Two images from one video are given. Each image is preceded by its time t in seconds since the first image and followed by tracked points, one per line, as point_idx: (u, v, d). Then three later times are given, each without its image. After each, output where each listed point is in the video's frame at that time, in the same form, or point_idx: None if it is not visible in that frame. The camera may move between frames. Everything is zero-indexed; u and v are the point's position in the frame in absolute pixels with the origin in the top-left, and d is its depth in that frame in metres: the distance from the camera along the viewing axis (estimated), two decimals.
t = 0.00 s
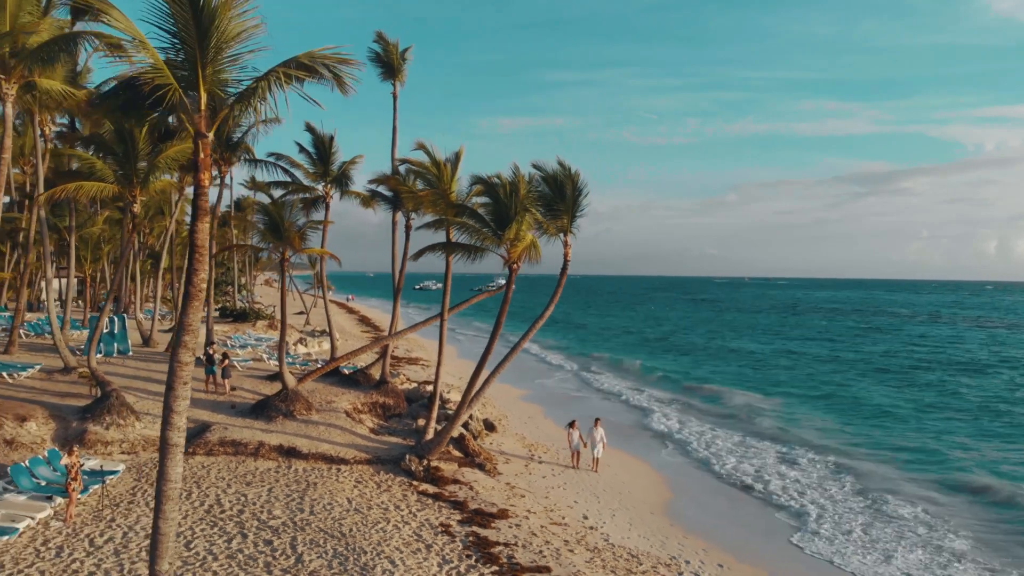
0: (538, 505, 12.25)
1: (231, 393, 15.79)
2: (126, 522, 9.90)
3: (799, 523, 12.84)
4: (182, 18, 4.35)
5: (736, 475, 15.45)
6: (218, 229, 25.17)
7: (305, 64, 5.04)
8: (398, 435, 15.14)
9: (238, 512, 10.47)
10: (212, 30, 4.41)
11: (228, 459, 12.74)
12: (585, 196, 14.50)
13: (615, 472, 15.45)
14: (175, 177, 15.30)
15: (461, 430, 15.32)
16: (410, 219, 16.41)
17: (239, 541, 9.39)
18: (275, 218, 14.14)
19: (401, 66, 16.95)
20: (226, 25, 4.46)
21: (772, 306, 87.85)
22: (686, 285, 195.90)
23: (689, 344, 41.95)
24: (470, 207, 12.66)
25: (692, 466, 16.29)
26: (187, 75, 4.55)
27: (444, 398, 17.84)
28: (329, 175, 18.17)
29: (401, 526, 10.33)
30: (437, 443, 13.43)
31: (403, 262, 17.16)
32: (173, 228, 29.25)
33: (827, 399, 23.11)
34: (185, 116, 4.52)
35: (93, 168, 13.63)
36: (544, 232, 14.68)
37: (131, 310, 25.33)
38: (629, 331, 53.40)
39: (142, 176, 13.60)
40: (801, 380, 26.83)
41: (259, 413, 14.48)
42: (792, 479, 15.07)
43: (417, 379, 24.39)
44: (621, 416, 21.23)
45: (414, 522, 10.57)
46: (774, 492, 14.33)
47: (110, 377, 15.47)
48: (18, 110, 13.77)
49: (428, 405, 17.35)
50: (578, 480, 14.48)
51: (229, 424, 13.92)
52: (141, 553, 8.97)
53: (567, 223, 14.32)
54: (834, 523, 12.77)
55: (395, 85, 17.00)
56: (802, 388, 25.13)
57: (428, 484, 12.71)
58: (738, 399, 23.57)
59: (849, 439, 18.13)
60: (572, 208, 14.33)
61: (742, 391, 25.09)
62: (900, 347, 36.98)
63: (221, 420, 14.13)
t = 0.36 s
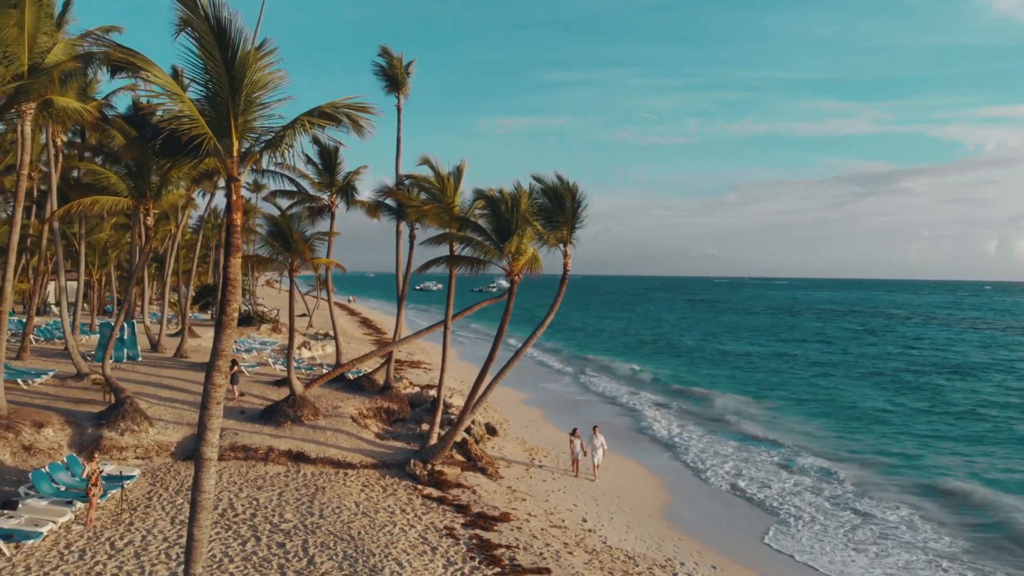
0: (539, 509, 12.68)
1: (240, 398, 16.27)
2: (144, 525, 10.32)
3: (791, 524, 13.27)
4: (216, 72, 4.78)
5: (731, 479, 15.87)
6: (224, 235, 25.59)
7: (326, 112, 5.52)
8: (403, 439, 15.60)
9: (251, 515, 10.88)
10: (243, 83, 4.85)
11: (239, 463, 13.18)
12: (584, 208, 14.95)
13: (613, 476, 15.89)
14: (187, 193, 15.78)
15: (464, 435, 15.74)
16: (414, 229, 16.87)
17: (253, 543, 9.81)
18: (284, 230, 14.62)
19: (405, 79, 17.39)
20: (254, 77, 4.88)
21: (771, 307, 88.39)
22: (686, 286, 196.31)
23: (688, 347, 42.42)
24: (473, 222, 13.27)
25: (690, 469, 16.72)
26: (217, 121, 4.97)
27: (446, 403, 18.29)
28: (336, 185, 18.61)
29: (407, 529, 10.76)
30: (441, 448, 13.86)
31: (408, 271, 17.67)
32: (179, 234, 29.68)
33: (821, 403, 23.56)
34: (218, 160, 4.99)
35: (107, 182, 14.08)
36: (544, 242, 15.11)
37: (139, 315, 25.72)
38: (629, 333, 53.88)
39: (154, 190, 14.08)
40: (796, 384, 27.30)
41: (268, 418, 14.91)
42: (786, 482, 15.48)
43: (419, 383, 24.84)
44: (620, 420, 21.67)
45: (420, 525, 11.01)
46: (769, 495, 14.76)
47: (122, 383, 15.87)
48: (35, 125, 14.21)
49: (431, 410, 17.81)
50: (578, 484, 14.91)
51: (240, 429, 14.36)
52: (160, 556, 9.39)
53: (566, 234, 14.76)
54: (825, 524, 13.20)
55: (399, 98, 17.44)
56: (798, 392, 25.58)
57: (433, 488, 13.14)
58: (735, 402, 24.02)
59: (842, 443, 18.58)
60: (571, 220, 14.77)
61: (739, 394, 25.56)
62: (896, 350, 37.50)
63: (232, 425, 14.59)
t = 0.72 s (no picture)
0: (539, 512, 13.14)
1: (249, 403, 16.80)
2: (162, 529, 10.79)
3: (784, 526, 13.73)
4: (246, 121, 5.26)
5: (726, 482, 16.33)
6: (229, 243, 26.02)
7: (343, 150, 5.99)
8: (407, 444, 16.08)
9: (264, 519, 11.34)
10: (271, 131, 5.34)
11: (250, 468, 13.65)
12: (583, 219, 15.42)
13: (611, 479, 16.36)
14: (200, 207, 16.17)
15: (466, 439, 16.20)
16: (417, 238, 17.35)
17: (267, 546, 10.28)
18: (293, 242, 15.08)
19: (409, 93, 17.84)
20: (281, 125, 5.36)
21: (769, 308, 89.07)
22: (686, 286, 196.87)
23: (686, 348, 42.92)
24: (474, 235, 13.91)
25: (687, 472, 17.19)
26: (247, 165, 5.45)
27: (449, 407, 18.78)
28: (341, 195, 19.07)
29: (413, 532, 11.23)
30: (444, 453, 14.33)
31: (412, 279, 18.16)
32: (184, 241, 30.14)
33: (815, 406, 24.04)
34: (247, 201, 5.49)
35: (122, 197, 14.49)
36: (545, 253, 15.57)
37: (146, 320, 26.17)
38: (627, 334, 54.35)
39: (168, 204, 14.46)
40: (792, 387, 27.82)
41: (276, 424, 15.40)
42: (779, 485, 15.95)
43: (421, 387, 25.32)
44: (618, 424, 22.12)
45: (425, 528, 11.48)
46: (762, 498, 15.23)
47: (135, 389, 16.30)
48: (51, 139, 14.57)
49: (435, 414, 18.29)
50: (577, 487, 15.37)
51: (250, 435, 14.86)
52: (179, 559, 9.85)
53: (565, 244, 15.23)
54: (816, 526, 13.67)
55: (403, 111, 17.90)
56: (793, 395, 26.08)
57: (437, 491, 13.61)
58: (731, 406, 24.50)
59: (835, 446, 19.08)
60: (571, 231, 15.24)
61: (735, 397, 26.04)
62: (890, 352, 38.06)
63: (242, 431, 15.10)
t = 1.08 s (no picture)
0: (539, 515, 13.54)
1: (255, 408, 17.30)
2: (176, 532, 11.19)
3: (778, 529, 14.13)
4: (268, 158, 5.68)
5: (722, 485, 16.73)
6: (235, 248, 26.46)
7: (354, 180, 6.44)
8: (411, 448, 16.49)
9: (274, 522, 11.74)
10: (292, 167, 5.77)
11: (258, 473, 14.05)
12: (582, 229, 15.79)
13: (610, 483, 16.75)
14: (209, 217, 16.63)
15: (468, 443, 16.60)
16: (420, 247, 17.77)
17: (277, 549, 10.68)
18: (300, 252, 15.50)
19: (413, 104, 18.22)
20: (300, 160, 5.79)
21: (768, 309, 89.61)
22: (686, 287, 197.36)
23: (684, 350, 43.38)
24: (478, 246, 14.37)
25: (684, 475, 17.60)
26: (268, 197, 5.88)
27: (451, 411, 19.21)
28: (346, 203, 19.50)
29: (418, 535, 11.64)
30: (447, 457, 14.72)
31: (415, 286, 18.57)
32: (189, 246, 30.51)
33: (811, 410, 24.47)
34: (269, 231, 5.93)
35: (133, 209, 14.94)
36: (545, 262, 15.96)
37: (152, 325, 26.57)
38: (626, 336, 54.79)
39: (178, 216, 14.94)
40: (788, 390, 28.26)
41: (283, 429, 15.81)
42: (774, 488, 16.36)
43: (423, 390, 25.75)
44: (617, 428, 22.53)
45: (429, 531, 11.88)
46: (756, 501, 15.63)
47: (145, 395, 16.71)
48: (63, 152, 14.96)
49: (437, 418, 18.70)
50: (576, 490, 15.77)
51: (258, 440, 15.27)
52: (193, 561, 10.25)
53: (565, 254, 15.61)
54: (809, 528, 14.07)
55: (407, 122, 18.31)
56: (789, 398, 26.54)
57: (440, 495, 14.00)
58: (728, 409, 24.93)
59: (828, 450, 19.50)
60: (571, 240, 15.61)
61: (732, 400, 26.47)
62: (885, 354, 38.55)
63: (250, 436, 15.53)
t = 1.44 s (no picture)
0: (540, 520, 13.96)
1: (263, 415, 17.77)
2: (190, 537, 11.63)
3: (772, 532, 14.57)
4: (290, 194, 6.18)
5: (718, 489, 17.16)
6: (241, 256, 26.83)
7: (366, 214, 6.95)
8: (415, 453, 16.94)
9: (285, 527, 12.18)
10: (312, 204, 6.30)
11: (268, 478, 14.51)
12: (582, 241, 16.21)
13: (609, 487, 17.17)
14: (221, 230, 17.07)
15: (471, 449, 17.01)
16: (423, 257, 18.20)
17: (288, 553, 11.12)
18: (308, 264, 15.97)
19: (416, 117, 18.66)
20: (319, 196, 6.28)
21: (766, 310, 90.13)
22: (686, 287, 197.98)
23: (683, 353, 43.84)
24: (480, 257, 14.78)
25: (681, 479, 18.02)
26: (290, 231, 6.37)
27: (454, 416, 19.67)
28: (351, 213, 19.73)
29: (423, 540, 12.06)
30: (451, 463, 15.16)
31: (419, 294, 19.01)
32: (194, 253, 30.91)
33: (806, 414, 24.92)
34: (290, 261, 6.38)
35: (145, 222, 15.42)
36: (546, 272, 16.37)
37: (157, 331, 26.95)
38: (625, 338, 55.22)
39: (190, 228, 15.41)
40: (784, 394, 28.74)
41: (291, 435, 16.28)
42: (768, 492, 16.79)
43: (426, 395, 26.22)
44: (616, 432, 22.99)
45: (434, 536, 12.30)
46: (751, 505, 16.06)
47: (156, 402, 17.15)
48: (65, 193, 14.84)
49: (440, 424, 19.14)
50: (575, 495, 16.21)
51: (267, 446, 15.72)
52: (208, 565, 10.69)
53: (565, 264, 16.03)
54: (802, 532, 14.50)
55: (411, 134, 18.71)
56: (785, 403, 26.98)
57: (443, 500, 14.45)
58: (725, 413, 25.37)
59: (823, 454, 19.95)
60: (571, 251, 16.03)
61: (729, 404, 26.91)
62: (881, 358, 39.04)
63: (259, 443, 15.98)
